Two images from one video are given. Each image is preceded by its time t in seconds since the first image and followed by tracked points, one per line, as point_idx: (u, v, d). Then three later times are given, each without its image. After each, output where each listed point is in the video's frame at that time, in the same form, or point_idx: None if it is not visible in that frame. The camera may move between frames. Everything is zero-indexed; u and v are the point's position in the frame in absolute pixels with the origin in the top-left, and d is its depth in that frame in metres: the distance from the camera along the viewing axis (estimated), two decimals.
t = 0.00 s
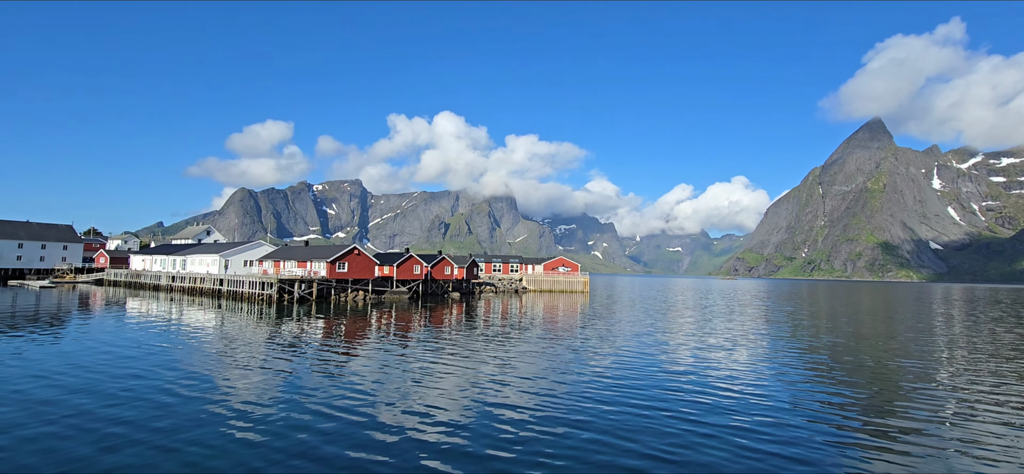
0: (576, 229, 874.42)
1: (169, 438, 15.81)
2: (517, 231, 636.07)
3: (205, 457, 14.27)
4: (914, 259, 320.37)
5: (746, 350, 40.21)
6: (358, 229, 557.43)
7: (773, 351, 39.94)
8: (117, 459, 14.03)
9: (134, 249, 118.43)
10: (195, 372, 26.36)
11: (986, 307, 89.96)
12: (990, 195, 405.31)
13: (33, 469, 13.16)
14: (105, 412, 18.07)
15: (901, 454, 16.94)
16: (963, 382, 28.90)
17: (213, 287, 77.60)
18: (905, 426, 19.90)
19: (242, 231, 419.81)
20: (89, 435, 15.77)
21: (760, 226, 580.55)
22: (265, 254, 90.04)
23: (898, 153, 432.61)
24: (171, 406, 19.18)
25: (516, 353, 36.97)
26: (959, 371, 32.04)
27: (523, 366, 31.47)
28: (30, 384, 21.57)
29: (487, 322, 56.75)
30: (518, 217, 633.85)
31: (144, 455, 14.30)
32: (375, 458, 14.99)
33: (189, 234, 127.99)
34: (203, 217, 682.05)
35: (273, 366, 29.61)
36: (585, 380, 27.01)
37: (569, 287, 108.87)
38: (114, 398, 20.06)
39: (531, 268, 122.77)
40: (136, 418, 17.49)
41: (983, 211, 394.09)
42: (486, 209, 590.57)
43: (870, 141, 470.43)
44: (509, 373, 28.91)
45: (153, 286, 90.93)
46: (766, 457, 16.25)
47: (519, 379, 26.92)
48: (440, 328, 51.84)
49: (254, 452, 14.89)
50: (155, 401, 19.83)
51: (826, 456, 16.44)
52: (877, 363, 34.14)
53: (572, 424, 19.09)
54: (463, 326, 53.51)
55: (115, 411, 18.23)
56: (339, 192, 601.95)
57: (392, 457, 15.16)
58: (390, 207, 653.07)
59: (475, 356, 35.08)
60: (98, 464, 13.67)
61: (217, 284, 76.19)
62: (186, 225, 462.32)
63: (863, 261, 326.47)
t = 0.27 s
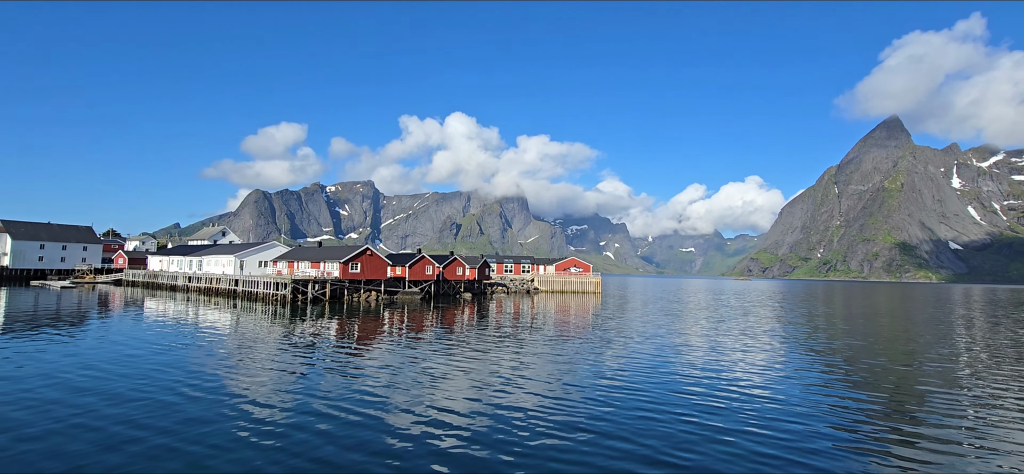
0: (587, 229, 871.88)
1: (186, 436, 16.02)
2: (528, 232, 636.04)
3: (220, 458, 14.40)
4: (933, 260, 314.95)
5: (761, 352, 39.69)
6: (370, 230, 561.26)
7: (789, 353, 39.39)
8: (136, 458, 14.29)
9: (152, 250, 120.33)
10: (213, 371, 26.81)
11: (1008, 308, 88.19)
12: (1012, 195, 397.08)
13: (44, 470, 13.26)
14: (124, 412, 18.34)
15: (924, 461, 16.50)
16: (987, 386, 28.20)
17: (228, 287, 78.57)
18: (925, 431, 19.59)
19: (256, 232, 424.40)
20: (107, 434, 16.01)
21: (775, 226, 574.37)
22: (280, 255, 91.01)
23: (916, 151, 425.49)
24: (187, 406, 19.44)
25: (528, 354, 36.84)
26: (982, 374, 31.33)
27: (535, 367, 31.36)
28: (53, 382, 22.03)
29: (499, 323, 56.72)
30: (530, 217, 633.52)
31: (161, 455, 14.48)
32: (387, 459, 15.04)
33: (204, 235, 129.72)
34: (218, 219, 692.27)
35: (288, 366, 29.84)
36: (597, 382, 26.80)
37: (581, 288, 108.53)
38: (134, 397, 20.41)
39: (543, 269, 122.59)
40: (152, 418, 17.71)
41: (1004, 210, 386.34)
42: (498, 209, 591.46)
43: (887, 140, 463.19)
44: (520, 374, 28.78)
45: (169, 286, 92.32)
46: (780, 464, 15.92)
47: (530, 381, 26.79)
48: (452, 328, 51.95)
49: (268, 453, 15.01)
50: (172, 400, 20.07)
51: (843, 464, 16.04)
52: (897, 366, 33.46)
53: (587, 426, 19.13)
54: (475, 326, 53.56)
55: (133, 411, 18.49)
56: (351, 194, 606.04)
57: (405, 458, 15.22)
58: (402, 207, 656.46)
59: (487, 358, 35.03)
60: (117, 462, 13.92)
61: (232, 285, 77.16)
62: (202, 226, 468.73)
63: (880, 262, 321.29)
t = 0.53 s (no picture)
0: (599, 230, 869.05)
1: (197, 436, 16.14)
2: (539, 232, 635.57)
3: (225, 459, 14.41)
4: (951, 260, 309.50)
5: (775, 353, 39.23)
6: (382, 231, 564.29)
7: (803, 354, 38.91)
8: (146, 458, 14.38)
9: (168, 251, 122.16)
10: (229, 371, 27.08)
11: None
12: None
13: (52, 469, 13.36)
14: (137, 412, 18.55)
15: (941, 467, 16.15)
16: (1007, 389, 27.63)
17: (242, 288, 79.43)
18: (943, 436, 19.17)
19: (269, 233, 428.79)
20: (118, 433, 16.18)
21: (788, 226, 567.97)
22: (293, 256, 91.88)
23: (933, 150, 418.27)
24: (200, 406, 19.63)
25: (539, 354, 36.77)
26: (1002, 378, 30.66)
27: (546, 368, 31.31)
28: (71, 382, 22.40)
29: (510, 324, 56.73)
30: (541, 218, 632.93)
31: (169, 455, 14.57)
32: (392, 461, 14.96)
33: (218, 236, 131.27)
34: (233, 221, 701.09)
35: (301, 366, 30.03)
36: (608, 383, 26.66)
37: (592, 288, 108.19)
38: (150, 396, 20.68)
39: (554, 269, 122.42)
40: (164, 418, 17.86)
41: None
42: (508, 210, 591.86)
43: (904, 138, 456.14)
44: (531, 375, 28.75)
45: (185, 287, 93.61)
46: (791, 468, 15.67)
47: (541, 381, 26.75)
48: (463, 329, 52.07)
49: (274, 453, 15.01)
50: (185, 400, 20.28)
51: (857, 469, 15.76)
52: (914, 369, 32.87)
53: (597, 428, 18.94)
54: (486, 327, 53.64)
55: (146, 411, 18.69)
56: (363, 195, 610.26)
57: (410, 460, 15.08)
58: (413, 208, 659.18)
59: (498, 358, 35.04)
60: (125, 462, 14.00)
61: (246, 285, 77.99)
62: (217, 228, 474.40)
63: (897, 262, 315.96)
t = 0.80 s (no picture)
0: (609, 230, 866.04)
1: (203, 436, 16.21)
2: (550, 233, 634.99)
3: (227, 459, 14.43)
4: (970, 260, 304.07)
5: (788, 355, 38.80)
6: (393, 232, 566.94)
7: (817, 356, 38.45)
8: (150, 457, 14.46)
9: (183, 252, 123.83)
10: (243, 370, 27.36)
11: None
12: None
13: (55, 468, 13.43)
14: (149, 411, 18.76)
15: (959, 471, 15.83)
16: None
17: (256, 288, 80.21)
18: (962, 440, 18.81)
19: (282, 234, 432.78)
20: (125, 432, 16.28)
21: (802, 225, 561.84)
22: (305, 257, 92.66)
23: (951, 147, 410.97)
24: (211, 405, 19.78)
25: (550, 355, 36.87)
26: None
27: (557, 368, 31.43)
28: (84, 381, 22.73)
29: (520, 324, 56.81)
30: (551, 218, 632.16)
31: (174, 454, 14.65)
32: (395, 461, 14.88)
33: (232, 237, 132.67)
34: (246, 222, 709.02)
35: (315, 366, 30.38)
36: (620, 384, 26.60)
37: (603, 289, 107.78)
38: (161, 395, 20.83)
39: (565, 270, 122.13)
40: (173, 416, 18.03)
41: None
42: (519, 210, 592.30)
43: (920, 136, 448.87)
44: (542, 375, 28.75)
45: (200, 287, 94.77)
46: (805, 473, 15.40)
47: (553, 382, 26.75)
48: (474, 329, 52.26)
49: (277, 453, 15.01)
50: (195, 399, 20.44)
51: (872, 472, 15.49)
52: (930, 371, 32.32)
53: (606, 431, 18.74)
54: (497, 327, 53.78)
55: (159, 410, 18.88)
56: (374, 196, 613.70)
57: (413, 461, 15.00)
58: (424, 209, 661.62)
59: (510, 358, 35.09)
60: (129, 461, 14.08)
61: (259, 286, 78.80)
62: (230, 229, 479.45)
63: (913, 262, 310.71)
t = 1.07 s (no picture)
0: (620, 230, 862.35)
1: (211, 436, 16.34)
2: (560, 233, 633.87)
3: (226, 460, 14.46)
4: (988, 260, 298.43)
5: (802, 356, 38.41)
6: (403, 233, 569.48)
7: (831, 357, 38.02)
8: (151, 456, 14.54)
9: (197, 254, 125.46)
10: (255, 370, 27.65)
11: None
12: None
13: (57, 468, 13.55)
14: (159, 411, 18.92)
15: None
16: None
17: (268, 288, 80.90)
18: (979, 443, 18.47)
19: (294, 235, 436.53)
20: (128, 433, 16.41)
21: (815, 225, 555.14)
22: (317, 257, 93.39)
23: (969, 145, 403.59)
24: (221, 405, 19.94)
25: (561, 355, 36.86)
26: None
27: (567, 369, 31.35)
28: (96, 381, 23.02)
29: (531, 324, 56.82)
30: (561, 218, 631.47)
31: (179, 454, 14.74)
32: (396, 463, 14.84)
33: (245, 238, 134.09)
34: (259, 223, 716.41)
35: (327, 366, 30.62)
36: (630, 385, 26.49)
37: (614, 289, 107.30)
38: (172, 395, 21.04)
39: (575, 270, 121.84)
40: (179, 417, 18.16)
41: None
42: (529, 210, 592.38)
43: (937, 134, 441.35)
44: (553, 376, 28.74)
45: (214, 288, 95.84)
46: None
47: (563, 382, 26.71)
48: (485, 329, 52.38)
49: (278, 453, 15.03)
50: (203, 399, 20.60)
51: None
52: (948, 373, 31.76)
53: (614, 433, 18.53)
54: (507, 327, 53.85)
55: (169, 410, 19.04)
56: (385, 197, 616.60)
57: (414, 463, 14.92)
58: (434, 209, 663.64)
59: (520, 359, 35.11)
60: (130, 461, 14.16)
61: (272, 286, 79.50)
62: (243, 230, 484.89)
63: (930, 262, 305.70)
